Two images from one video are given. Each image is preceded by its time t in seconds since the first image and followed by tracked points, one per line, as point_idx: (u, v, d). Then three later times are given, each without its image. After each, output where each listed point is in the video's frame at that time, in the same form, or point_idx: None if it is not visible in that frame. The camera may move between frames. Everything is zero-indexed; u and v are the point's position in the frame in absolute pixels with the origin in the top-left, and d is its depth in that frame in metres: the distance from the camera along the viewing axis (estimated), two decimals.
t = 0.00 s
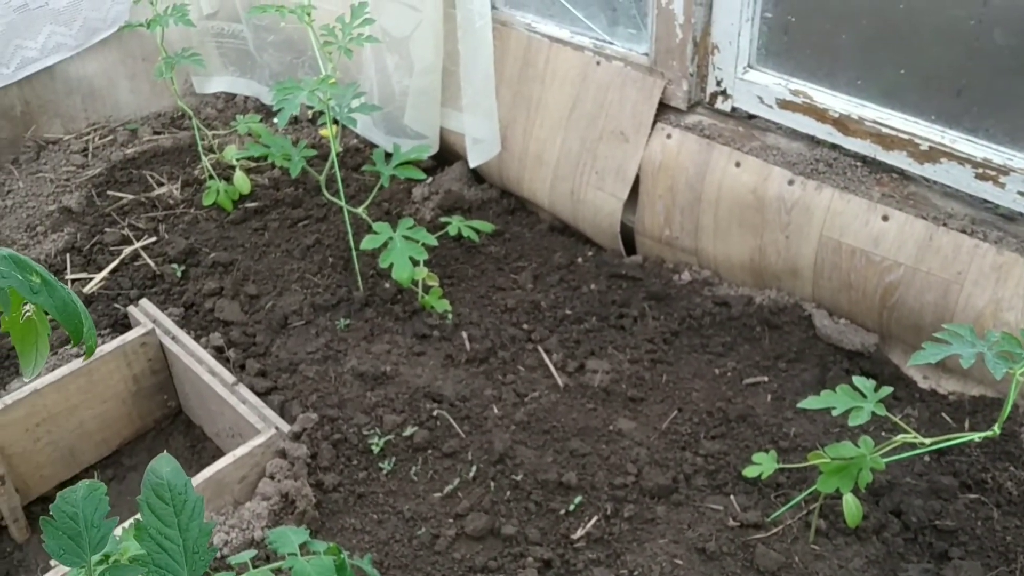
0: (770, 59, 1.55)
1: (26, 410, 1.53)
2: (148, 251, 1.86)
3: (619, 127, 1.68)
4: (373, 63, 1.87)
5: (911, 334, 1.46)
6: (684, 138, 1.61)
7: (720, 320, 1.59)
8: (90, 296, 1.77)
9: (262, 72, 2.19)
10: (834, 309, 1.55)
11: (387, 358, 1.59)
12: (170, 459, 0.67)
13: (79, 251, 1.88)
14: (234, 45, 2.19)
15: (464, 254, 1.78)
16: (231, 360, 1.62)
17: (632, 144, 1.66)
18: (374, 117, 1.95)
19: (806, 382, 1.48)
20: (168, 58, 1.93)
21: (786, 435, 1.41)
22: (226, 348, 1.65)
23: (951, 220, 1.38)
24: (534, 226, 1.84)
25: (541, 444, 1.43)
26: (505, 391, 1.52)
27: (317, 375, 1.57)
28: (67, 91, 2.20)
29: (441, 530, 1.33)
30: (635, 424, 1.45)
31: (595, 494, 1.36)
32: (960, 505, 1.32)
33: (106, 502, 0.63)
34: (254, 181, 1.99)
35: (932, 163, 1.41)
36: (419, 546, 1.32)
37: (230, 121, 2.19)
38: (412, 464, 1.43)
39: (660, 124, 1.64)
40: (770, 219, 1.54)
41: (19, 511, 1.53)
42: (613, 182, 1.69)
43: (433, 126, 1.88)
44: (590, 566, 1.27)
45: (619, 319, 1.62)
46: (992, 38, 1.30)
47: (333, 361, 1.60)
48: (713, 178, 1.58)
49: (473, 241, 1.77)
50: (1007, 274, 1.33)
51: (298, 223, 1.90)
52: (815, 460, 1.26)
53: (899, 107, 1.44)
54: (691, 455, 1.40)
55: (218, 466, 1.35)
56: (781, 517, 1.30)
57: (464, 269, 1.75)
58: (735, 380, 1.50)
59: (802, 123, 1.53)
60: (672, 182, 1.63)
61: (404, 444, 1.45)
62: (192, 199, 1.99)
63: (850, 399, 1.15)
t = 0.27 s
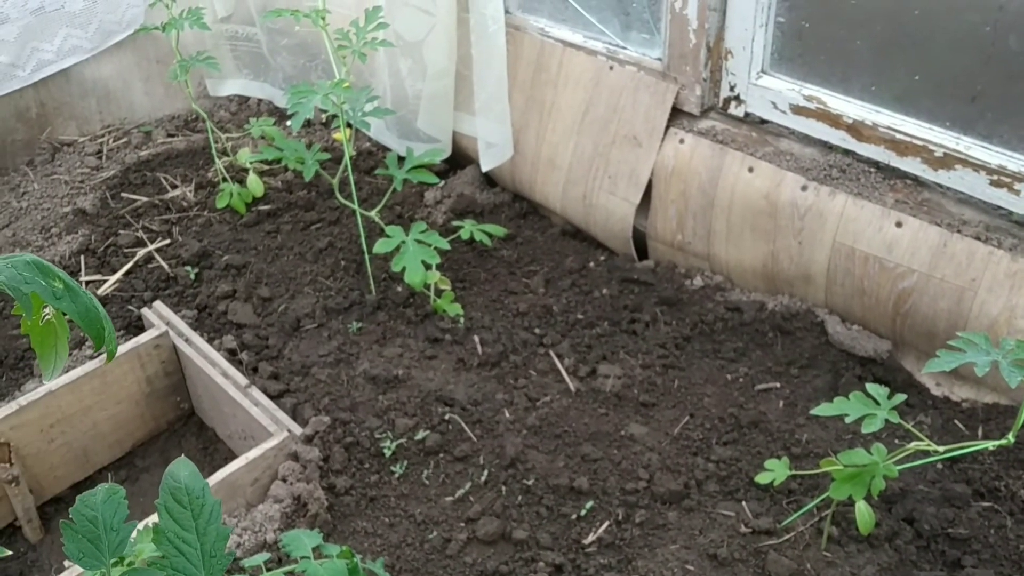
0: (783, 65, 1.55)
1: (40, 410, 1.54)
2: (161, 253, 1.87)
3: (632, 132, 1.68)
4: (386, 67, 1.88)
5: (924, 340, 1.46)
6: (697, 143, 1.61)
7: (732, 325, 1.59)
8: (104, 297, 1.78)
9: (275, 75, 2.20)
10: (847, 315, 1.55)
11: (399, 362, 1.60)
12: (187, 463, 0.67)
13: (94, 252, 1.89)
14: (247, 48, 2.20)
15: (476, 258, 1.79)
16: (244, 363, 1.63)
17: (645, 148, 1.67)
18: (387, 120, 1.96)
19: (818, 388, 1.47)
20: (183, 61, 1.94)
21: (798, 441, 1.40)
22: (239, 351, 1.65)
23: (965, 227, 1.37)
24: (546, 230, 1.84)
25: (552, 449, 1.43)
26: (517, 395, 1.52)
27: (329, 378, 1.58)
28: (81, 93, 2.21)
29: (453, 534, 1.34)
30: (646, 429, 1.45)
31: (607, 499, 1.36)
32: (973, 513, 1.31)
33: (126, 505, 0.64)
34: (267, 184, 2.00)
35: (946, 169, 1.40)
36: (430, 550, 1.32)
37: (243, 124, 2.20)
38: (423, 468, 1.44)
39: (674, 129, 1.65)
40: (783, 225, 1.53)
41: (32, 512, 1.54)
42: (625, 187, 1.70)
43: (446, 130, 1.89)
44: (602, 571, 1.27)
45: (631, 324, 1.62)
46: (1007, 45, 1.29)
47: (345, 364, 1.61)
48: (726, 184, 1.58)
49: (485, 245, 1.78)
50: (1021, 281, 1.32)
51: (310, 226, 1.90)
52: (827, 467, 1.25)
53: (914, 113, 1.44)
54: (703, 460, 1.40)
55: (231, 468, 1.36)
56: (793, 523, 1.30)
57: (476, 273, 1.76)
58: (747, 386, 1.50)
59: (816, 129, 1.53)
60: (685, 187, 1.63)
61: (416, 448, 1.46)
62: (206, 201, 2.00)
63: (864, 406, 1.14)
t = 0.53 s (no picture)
0: (793, 69, 1.55)
1: (50, 411, 1.54)
2: (170, 255, 1.88)
3: (640, 135, 1.68)
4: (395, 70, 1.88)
5: (933, 345, 1.45)
6: (706, 147, 1.61)
7: (741, 329, 1.59)
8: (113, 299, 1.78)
9: (284, 77, 2.21)
10: (856, 319, 1.54)
11: (408, 365, 1.60)
12: (203, 465, 0.67)
13: (103, 254, 1.90)
14: (256, 50, 2.21)
15: (485, 261, 1.79)
16: (253, 365, 1.63)
17: (653, 152, 1.67)
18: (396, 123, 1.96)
19: (827, 393, 1.47)
20: (192, 63, 1.94)
21: (807, 446, 1.40)
22: (248, 353, 1.65)
23: (976, 232, 1.37)
24: (554, 233, 1.85)
25: (561, 452, 1.43)
26: (525, 398, 1.52)
27: (338, 381, 1.58)
28: (91, 94, 2.22)
29: (462, 537, 1.34)
30: (655, 432, 1.45)
31: (616, 503, 1.36)
32: (983, 518, 1.31)
33: (142, 508, 0.64)
34: (275, 186, 2.00)
35: (956, 174, 1.40)
36: (439, 553, 1.32)
37: (252, 126, 2.20)
38: (432, 470, 1.44)
39: (682, 133, 1.65)
40: (792, 229, 1.53)
41: (41, 513, 1.54)
42: (634, 190, 1.70)
43: (454, 133, 1.89)
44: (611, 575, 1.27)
45: (639, 328, 1.63)
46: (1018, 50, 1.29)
47: (354, 367, 1.61)
48: (736, 188, 1.58)
49: (493, 248, 1.78)
50: None
51: (319, 229, 1.91)
52: (837, 472, 1.24)
53: (924, 118, 1.43)
54: (712, 464, 1.40)
55: (240, 470, 1.36)
56: (802, 528, 1.30)
57: (484, 276, 1.76)
58: (757, 391, 1.50)
59: (826, 133, 1.53)
60: (694, 191, 1.63)
61: (425, 451, 1.46)
62: (214, 203, 2.00)
63: (874, 411, 1.14)
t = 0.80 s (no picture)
0: (807, 75, 1.55)
1: (63, 412, 1.55)
2: (183, 257, 1.88)
3: (652, 140, 1.68)
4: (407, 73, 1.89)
5: (946, 351, 1.45)
6: (719, 152, 1.61)
7: (752, 334, 1.59)
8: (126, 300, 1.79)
9: (296, 80, 2.22)
10: (868, 325, 1.54)
11: (419, 368, 1.60)
12: (225, 467, 0.68)
13: (115, 255, 1.90)
14: (268, 53, 2.22)
15: (496, 265, 1.80)
16: (265, 367, 1.63)
17: (666, 157, 1.67)
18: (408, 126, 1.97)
19: (839, 398, 1.47)
20: (206, 66, 1.95)
21: (819, 452, 1.40)
22: (260, 355, 1.66)
23: (989, 238, 1.37)
24: (565, 237, 1.85)
25: (573, 456, 1.44)
26: (537, 402, 1.53)
27: (350, 383, 1.58)
28: (104, 96, 2.23)
29: (473, 540, 1.34)
30: (667, 437, 1.45)
31: (627, 507, 1.36)
32: (996, 526, 1.30)
33: (164, 510, 0.64)
34: (287, 189, 2.01)
35: (969, 181, 1.39)
36: (450, 557, 1.32)
37: (264, 129, 2.21)
38: (443, 474, 1.44)
39: (695, 138, 1.65)
40: (805, 234, 1.53)
41: (53, 513, 1.55)
42: (646, 195, 1.70)
43: (466, 136, 1.90)
44: None
45: (651, 333, 1.63)
46: None
47: (366, 370, 1.61)
48: (748, 193, 1.58)
49: (504, 252, 1.79)
50: None
51: (330, 231, 1.91)
52: (850, 478, 1.24)
53: (937, 124, 1.43)
54: (724, 470, 1.39)
55: (252, 472, 1.36)
56: (814, 534, 1.29)
57: (495, 279, 1.77)
58: (768, 396, 1.50)
59: (839, 139, 1.52)
60: (706, 196, 1.64)
61: (436, 454, 1.46)
62: (226, 205, 2.01)
63: (889, 418, 1.14)
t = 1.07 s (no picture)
0: (820, 80, 1.56)
1: (76, 410, 1.55)
2: (196, 256, 1.90)
3: (665, 143, 1.69)
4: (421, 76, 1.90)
5: (957, 357, 1.45)
6: (731, 156, 1.62)
7: (763, 338, 1.59)
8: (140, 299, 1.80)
9: (309, 81, 2.23)
10: (879, 331, 1.54)
11: (430, 369, 1.61)
12: (243, 464, 0.68)
13: (129, 254, 1.92)
14: (282, 54, 2.23)
15: (508, 267, 1.80)
16: (277, 366, 1.64)
17: (678, 161, 1.68)
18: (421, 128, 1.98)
19: (849, 402, 1.47)
20: (221, 67, 1.96)
21: (830, 456, 1.40)
22: (272, 354, 1.67)
23: (1002, 244, 1.36)
24: (577, 240, 1.86)
25: (583, 458, 1.44)
26: (547, 404, 1.53)
27: (361, 383, 1.59)
28: (118, 96, 2.25)
29: (483, 541, 1.34)
30: (677, 440, 1.46)
31: (637, 509, 1.36)
32: (1007, 532, 1.30)
33: (184, 504, 0.65)
34: (300, 190, 2.02)
35: (982, 187, 1.39)
36: (461, 557, 1.32)
37: (277, 130, 2.23)
38: (454, 474, 1.45)
39: (707, 142, 1.65)
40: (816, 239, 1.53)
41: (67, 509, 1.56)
42: (657, 198, 1.71)
43: (479, 139, 1.91)
44: None
45: (662, 336, 1.64)
46: None
47: (377, 370, 1.62)
48: (760, 198, 1.58)
49: (516, 254, 1.79)
50: None
51: (342, 232, 1.93)
52: (861, 482, 1.24)
53: (950, 130, 1.43)
54: (734, 473, 1.40)
55: (264, 471, 1.37)
56: (824, 538, 1.29)
57: (507, 281, 1.77)
58: (779, 400, 1.50)
59: (851, 144, 1.53)
60: (718, 200, 1.64)
61: (447, 454, 1.47)
62: (239, 205, 2.02)
63: (900, 422, 1.14)
